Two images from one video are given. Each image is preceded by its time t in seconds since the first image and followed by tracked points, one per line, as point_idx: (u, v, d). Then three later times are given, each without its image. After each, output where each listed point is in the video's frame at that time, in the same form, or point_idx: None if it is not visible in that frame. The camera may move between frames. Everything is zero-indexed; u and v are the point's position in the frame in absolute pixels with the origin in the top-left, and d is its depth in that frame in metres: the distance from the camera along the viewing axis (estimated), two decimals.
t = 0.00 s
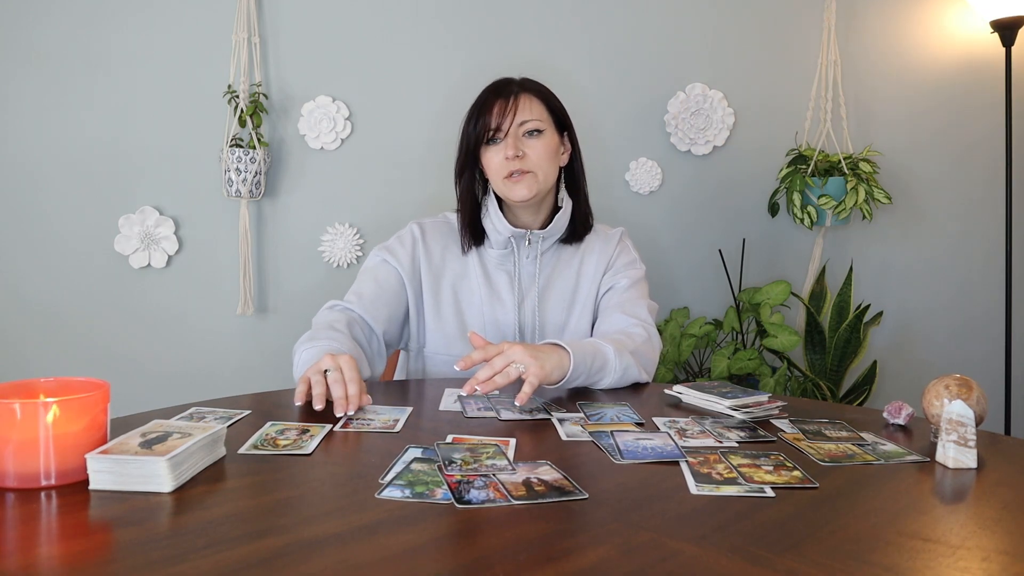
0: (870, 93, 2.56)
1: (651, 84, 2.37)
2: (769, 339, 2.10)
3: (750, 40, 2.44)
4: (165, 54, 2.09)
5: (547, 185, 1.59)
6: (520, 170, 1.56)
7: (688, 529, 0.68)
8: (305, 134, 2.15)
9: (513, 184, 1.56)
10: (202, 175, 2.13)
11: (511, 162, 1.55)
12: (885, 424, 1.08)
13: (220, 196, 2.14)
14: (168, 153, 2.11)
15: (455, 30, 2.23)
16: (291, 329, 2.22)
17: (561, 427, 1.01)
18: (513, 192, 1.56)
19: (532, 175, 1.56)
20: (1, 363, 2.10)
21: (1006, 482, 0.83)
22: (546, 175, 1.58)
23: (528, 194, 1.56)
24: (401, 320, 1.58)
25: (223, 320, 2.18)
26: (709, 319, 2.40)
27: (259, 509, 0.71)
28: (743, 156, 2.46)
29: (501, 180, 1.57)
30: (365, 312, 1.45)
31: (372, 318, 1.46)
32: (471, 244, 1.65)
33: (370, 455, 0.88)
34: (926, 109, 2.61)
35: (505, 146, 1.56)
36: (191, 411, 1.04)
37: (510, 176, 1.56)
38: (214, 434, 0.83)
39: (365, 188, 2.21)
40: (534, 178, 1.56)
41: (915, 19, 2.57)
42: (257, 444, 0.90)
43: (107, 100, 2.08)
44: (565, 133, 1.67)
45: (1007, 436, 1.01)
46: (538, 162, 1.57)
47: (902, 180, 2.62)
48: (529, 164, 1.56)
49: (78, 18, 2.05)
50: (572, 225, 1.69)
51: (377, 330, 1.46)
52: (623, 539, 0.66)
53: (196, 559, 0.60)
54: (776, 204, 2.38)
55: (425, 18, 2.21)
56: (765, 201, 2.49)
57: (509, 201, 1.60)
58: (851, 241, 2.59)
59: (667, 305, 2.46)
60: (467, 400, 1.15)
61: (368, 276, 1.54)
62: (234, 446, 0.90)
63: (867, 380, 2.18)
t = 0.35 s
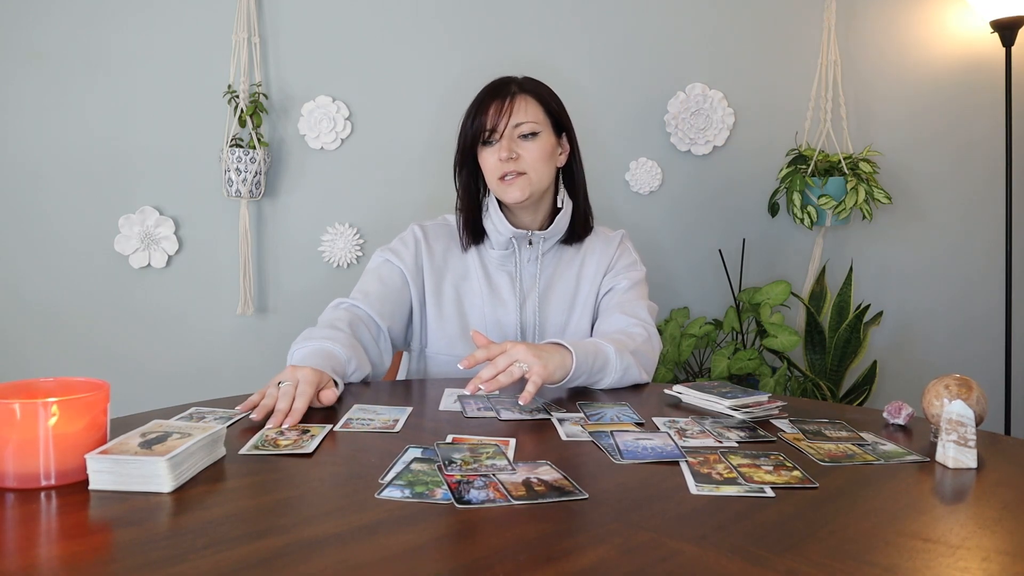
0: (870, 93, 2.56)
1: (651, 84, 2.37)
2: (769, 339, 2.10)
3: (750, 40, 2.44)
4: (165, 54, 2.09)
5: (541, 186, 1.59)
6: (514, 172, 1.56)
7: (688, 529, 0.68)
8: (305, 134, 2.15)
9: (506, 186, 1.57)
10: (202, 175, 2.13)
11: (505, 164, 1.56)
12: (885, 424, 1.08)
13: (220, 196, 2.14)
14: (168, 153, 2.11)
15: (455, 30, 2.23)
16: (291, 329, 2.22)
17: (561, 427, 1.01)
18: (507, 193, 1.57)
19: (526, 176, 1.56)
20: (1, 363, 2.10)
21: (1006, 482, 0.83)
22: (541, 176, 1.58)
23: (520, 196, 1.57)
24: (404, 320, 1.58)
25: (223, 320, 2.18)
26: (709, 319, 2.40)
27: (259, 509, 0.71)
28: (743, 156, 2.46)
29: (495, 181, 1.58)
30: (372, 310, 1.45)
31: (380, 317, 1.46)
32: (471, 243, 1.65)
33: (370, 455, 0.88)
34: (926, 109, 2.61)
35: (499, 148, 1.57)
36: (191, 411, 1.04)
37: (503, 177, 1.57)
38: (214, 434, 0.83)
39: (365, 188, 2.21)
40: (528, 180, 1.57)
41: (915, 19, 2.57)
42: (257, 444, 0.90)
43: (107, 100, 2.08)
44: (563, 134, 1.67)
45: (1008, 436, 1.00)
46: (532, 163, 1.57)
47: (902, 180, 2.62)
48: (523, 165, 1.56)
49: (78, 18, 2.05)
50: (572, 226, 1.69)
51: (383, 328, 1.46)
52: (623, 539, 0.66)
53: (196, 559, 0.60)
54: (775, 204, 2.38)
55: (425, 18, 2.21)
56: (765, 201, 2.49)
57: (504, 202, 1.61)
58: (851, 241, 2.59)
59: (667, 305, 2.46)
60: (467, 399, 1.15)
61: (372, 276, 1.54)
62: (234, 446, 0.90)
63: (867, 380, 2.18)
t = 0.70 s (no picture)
0: (870, 93, 2.56)
1: (650, 84, 2.37)
2: (769, 339, 2.10)
3: (750, 40, 2.44)
4: (165, 54, 2.09)
5: (545, 186, 1.59)
6: (519, 170, 1.56)
7: (688, 529, 0.68)
8: (305, 134, 2.15)
9: (510, 184, 1.56)
10: (202, 175, 2.13)
11: (509, 162, 1.55)
12: (885, 424, 1.08)
13: (220, 196, 2.14)
14: (168, 153, 2.11)
15: (455, 30, 2.23)
16: (291, 329, 2.22)
17: (561, 427, 1.01)
18: (510, 191, 1.56)
19: (530, 175, 1.56)
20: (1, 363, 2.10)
21: (1006, 482, 0.83)
22: (545, 176, 1.58)
23: (525, 195, 1.56)
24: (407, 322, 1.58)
25: (223, 320, 2.18)
26: (709, 319, 2.40)
27: (259, 509, 0.71)
28: (743, 155, 2.46)
29: (499, 179, 1.57)
30: (373, 314, 1.45)
31: (382, 320, 1.46)
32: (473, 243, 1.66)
33: (370, 455, 0.88)
34: (926, 109, 2.61)
35: (505, 147, 1.56)
36: (191, 411, 1.04)
37: (508, 176, 1.56)
38: (214, 434, 0.83)
39: (365, 188, 2.21)
40: (533, 179, 1.56)
41: (916, 19, 2.57)
42: (257, 444, 0.90)
43: (107, 100, 2.08)
44: (567, 135, 1.67)
45: (1007, 436, 1.01)
46: (537, 163, 1.57)
47: (902, 180, 2.62)
48: (528, 165, 1.56)
49: (78, 18, 2.05)
50: (573, 226, 1.69)
51: (386, 332, 1.46)
52: (623, 539, 0.66)
53: (196, 559, 0.60)
54: (776, 204, 2.38)
55: (425, 18, 2.21)
56: (765, 201, 2.49)
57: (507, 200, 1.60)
58: (851, 241, 2.59)
59: (667, 305, 2.46)
60: (467, 399, 1.15)
61: (374, 280, 1.54)
62: (234, 446, 0.90)
63: (867, 380, 2.18)
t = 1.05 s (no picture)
0: (870, 93, 2.56)
1: (651, 84, 2.37)
2: (769, 339, 2.10)
3: (750, 40, 2.44)
4: (165, 54, 2.09)
5: (542, 187, 1.58)
6: (517, 170, 1.56)
7: (688, 529, 0.68)
8: (305, 134, 2.15)
9: (508, 184, 1.56)
10: (202, 175, 2.13)
11: (509, 161, 1.55)
12: (885, 424, 1.08)
13: (220, 196, 2.14)
14: (168, 153, 2.11)
15: (455, 30, 2.23)
16: (292, 328, 2.22)
17: (562, 428, 1.01)
18: (508, 190, 1.56)
19: (528, 176, 1.56)
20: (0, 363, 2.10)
21: (1006, 482, 0.83)
22: (543, 177, 1.58)
23: (521, 194, 1.56)
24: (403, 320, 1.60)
25: (223, 320, 2.18)
26: (709, 319, 2.41)
27: (259, 509, 0.71)
28: (743, 155, 2.46)
29: (497, 178, 1.57)
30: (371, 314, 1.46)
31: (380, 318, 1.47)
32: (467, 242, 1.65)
33: (370, 455, 0.88)
34: (926, 109, 2.61)
35: (504, 146, 1.56)
36: (192, 411, 1.04)
37: (506, 175, 1.56)
38: (215, 434, 0.83)
39: (365, 188, 2.21)
40: (530, 179, 1.56)
41: (915, 19, 2.57)
42: (259, 444, 0.90)
43: (107, 100, 2.08)
44: (566, 137, 1.68)
45: (1008, 436, 1.00)
46: (536, 164, 1.56)
47: (902, 180, 2.62)
48: (527, 165, 1.56)
49: (78, 18, 2.05)
50: (567, 226, 1.68)
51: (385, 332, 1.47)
52: (622, 539, 0.66)
53: (197, 559, 0.60)
54: (775, 204, 2.38)
55: (425, 18, 2.21)
56: (765, 201, 2.49)
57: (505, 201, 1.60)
58: (851, 241, 2.59)
59: (667, 305, 2.46)
60: (467, 399, 1.15)
61: (371, 279, 1.55)
62: (235, 446, 0.90)
63: (867, 380, 2.18)
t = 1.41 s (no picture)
0: (870, 93, 2.56)
1: (651, 84, 2.37)
2: (769, 339, 2.10)
3: (751, 40, 2.44)
4: (165, 54, 2.09)
5: (535, 187, 1.58)
6: (510, 170, 1.55)
7: (688, 529, 0.68)
8: (306, 134, 2.15)
9: (501, 184, 1.55)
10: (202, 175, 2.13)
11: (502, 161, 1.54)
12: (885, 424, 1.08)
13: (220, 196, 2.14)
14: (168, 153, 2.11)
15: (455, 30, 2.23)
16: (292, 328, 2.22)
17: (561, 428, 1.01)
18: (501, 190, 1.55)
19: (521, 175, 1.55)
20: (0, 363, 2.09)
21: (1006, 482, 0.83)
22: (535, 177, 1.57)
23: (514, 194, 1.55)
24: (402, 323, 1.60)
25: (223, 320, 2.18)
26: (709, 319, 2.41)
27: (259, 509, 0.71)
28: (743, 155, 2.46)
29: (489, 178, 1.56)
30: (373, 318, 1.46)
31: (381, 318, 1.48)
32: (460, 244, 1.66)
33: (370, 455, 0.88)
34: (926, 109, 2.61)
35: (497, 146, 1.56)
36: (191, 411, 1.04)
37: (498, 175, 1.56)
38: (214, 434, 0.83)
39: (365, 188, 2.21)
40: (523, 179, 1.55)
41: (915, 19, 2.57)
42: (259, 444, 0.90)
43: (107, 101, 2.08)
44: (558, 136, 1.68)
45: (1007, 436, 1.00)
46: (529, 164, 1.56)
47: (902, 180, 2.62)
48: (520, 165, 1.55)
49: (78, 18, 2.05)
50: (557, 227, 1.69)
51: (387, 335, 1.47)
52: (622, 539, 0.66)
53: (197, 559, 0.60)
54: (776, 204, 2.38)
55: (425, 18, 2.21)
56: (765, 201, 2.49)
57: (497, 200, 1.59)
58: (851, 240, 2.59)
59: (667, 305, 2.46)
60: (466, 399, 1.15)
61: (370, 281, 1.54)
62: (235, 446, 0.90)
63: (867, 380, 2.18)
